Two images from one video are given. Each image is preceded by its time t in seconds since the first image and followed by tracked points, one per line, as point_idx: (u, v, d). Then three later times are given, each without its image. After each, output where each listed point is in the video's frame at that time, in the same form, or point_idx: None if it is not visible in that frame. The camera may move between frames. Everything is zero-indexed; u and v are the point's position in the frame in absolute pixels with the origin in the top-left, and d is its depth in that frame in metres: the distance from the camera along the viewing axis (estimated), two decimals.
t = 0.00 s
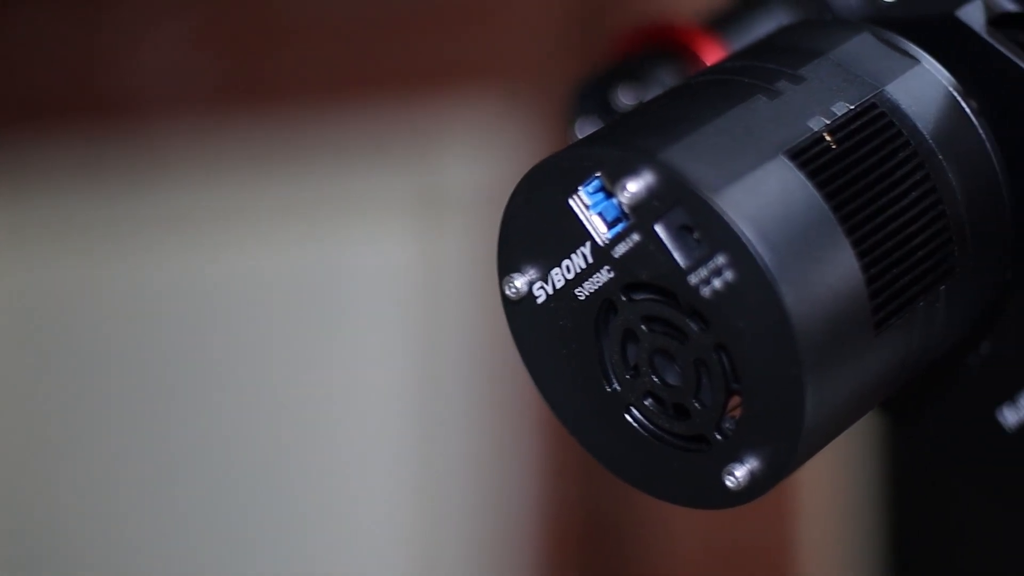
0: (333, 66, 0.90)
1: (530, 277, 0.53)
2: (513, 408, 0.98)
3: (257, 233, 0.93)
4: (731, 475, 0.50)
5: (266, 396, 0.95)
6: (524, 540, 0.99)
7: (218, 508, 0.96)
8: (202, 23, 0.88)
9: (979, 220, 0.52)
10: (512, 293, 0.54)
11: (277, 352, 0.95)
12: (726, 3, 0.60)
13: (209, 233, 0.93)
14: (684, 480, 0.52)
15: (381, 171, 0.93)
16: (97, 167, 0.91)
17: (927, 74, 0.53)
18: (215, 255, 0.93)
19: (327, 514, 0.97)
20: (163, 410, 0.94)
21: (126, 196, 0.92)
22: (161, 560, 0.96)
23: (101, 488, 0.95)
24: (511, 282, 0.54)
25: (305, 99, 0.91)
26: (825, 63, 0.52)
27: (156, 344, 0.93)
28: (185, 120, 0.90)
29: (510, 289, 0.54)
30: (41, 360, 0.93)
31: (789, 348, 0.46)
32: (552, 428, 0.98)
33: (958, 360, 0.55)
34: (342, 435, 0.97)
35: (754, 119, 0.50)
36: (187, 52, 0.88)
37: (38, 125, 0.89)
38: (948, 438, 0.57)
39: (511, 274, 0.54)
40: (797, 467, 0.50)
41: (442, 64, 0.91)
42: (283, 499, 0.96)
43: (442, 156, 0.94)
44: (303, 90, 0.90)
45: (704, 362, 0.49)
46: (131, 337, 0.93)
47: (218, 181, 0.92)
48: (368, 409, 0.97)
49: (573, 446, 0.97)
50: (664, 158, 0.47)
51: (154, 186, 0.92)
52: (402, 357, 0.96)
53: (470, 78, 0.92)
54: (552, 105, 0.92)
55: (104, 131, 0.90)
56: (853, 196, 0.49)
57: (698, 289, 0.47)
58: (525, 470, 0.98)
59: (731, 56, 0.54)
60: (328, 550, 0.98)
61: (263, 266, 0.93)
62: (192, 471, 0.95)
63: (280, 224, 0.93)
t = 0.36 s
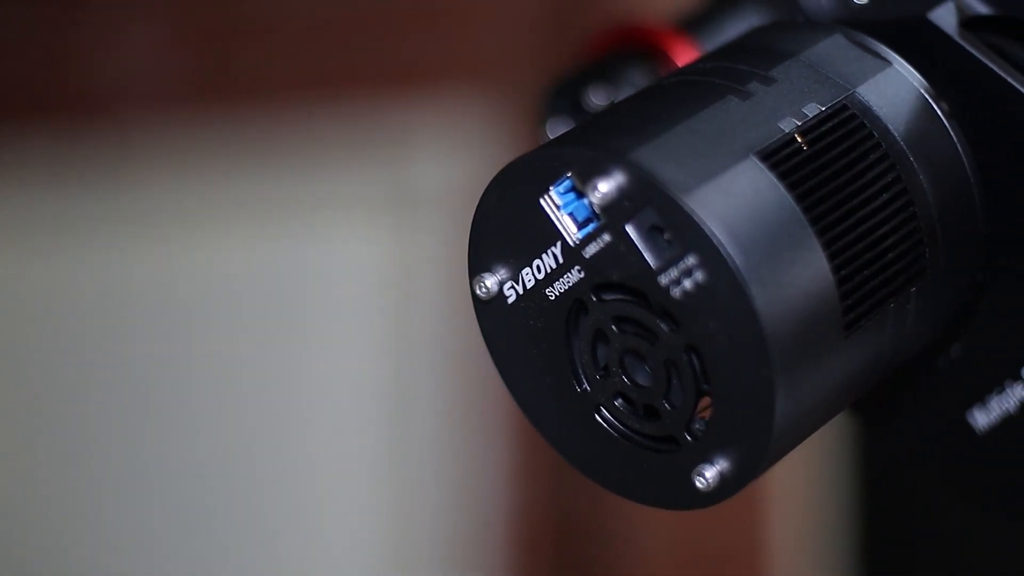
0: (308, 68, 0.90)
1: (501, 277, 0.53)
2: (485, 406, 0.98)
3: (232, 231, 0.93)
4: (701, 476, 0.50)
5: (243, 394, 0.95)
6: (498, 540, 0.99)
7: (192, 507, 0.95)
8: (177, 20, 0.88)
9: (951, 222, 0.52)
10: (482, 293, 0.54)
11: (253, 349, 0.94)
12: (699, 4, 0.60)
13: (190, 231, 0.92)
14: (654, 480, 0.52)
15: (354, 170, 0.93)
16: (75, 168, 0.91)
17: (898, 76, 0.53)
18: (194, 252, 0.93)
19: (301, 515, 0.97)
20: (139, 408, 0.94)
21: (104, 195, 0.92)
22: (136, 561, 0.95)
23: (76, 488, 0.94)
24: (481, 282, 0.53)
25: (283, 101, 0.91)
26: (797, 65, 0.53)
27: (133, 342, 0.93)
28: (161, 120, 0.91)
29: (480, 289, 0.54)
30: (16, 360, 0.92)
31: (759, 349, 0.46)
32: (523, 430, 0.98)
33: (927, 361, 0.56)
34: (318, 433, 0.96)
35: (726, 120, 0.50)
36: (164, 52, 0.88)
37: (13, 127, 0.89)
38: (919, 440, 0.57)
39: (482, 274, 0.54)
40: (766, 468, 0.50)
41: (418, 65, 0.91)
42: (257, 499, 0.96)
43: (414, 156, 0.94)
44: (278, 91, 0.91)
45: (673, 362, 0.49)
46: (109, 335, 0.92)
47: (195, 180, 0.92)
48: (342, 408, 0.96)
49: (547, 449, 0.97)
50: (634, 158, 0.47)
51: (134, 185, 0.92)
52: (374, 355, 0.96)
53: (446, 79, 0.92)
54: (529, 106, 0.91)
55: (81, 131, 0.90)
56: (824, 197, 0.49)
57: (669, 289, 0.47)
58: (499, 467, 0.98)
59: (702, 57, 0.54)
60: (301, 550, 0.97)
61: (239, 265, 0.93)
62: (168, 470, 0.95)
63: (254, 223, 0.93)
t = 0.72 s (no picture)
0: (289, 72, 0.88)
1: (478, 277, 0.53)
2: (458, 405, 0.96)
3: (211, 227, 0.93)
4: (678, 476, 0.50)
5: (220, 386, 0.95)
6: (473, 541, 0.96)
7: (168, 501, 0.96)
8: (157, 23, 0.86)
9: (929, 223, 0.53)
10: (460, 292, 0.54)
11: (229, 343, 0.95)
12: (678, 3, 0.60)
13: (170, 224, 0.93)
14: (631, 479, 0.52)
15: (332, 166, 0.93)
16: (60, 164, 0.91)
17: (876, 78, 0.53)
18: (172, 247, 0.93)
19: (273, 512, 0.96)
20: (119, 400, 0.95)
21: (89, 190, 0.92)
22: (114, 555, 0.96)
23: (55, 478, 0.95)
24: (459, 281, 0.53)
25: (262, 101, 0.90)
26: (776, 65, 0.53)
27: (114, 334, 0.94)
28: (145, 120, 0.90)
29: (458, 288, 0.53)
30: None
31: (736, 350, 0.46)
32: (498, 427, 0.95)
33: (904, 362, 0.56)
34: (292, 428, 0.96)
35: (704, 121, 0.50)
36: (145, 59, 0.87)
37: None
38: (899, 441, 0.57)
39: (459, 274, 0.53)
40: (743, 467, 0.50)
41: (402, 68, 0.89)
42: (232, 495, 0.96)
43: (393, 153, 0.94)
44: (258, 94, 0.89)
45: (651, 362, 0.49)
46: (88, 328, 0.93)
47: (178, 176, 0.93)
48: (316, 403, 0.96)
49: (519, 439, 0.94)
50: (611, 158, 0.47)
51: (119, 181, 0.92)
52: (350, 350, 0.96)
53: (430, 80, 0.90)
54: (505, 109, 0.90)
55: (69, 137, 0.90)
56: (802, 198, 0.49)
57: (646, 290, 0.47)
58: (474, 469, 0.96)
59: (681, 57, 0.54)
60: (272, 547, 0.96)
61: (218, 259, 0.93)
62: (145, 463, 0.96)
63: (230, 220, 0.93)
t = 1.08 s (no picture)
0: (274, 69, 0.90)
1: (458, 276, 0.53)
2: (440, 406, 0.97)
3: (196, 223, 0.94)
4: (658, 476, 0.50)
5: (200, 390, 0.95)
6: (455, 539, 0.97)
7: (148, 504, 0.95)
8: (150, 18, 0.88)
9: (909, 224, 0.53)
10: (440, 292, 0.54)
11: (210, 346, 0.95)
12: (660, 4, 0.60)
13: (156, 225, 0.93)
14: (612, 479, 0.52)
15: (318, 166, 0.94)
16: (48, 161, 0.91)
17: (857, 78, 0.53)
18: (156, 247, 0.93)
19: (254, 515, 0.96)
20: (98, 403, 0.94)
21: (76, 188, 0.92)
22: (92, 559, 0.95)
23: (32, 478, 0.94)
24: (439, 280, 0.53)
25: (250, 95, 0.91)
26: (756, 66, 0.53)
27: (95, 335, 0.94)
28: (134, 113, 0.91)
29: (438, 288, 0.53)
30: None
31: (716, 349, 0.46)
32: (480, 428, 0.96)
33: (883, 364, 0.56)
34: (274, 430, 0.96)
35: (684, 121, 0.50)
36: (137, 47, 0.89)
37: None
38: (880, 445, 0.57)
39: (440, 273, 0.53)
40: (722, 468, 0.50)
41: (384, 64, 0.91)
42: (213, 497, 0.96)
43: (378, 153, 0.95)
44: (247, 87, 0.91)
45: (630, 362, 0.49)
46: (64, 327, 0.93)
47: (167, 176, 0.93)
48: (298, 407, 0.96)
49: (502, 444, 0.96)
50: (592, 157, 0.47)
51: (108, 178, 0.92)
52: (333, 354, 0.96)
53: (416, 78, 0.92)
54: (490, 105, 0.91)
55: (58, 119, 0.90)
56: (783, 198, 0.49)
57: (626, 289, 0.47)
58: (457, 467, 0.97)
59: (662, 57, 0.54)
60: (253, 551, 0.96)
61: (200, 259, 0.94)
62: (125, 465, 0.95)
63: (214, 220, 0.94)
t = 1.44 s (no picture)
0: (263, 66, 0.90)
1: (442, 275, 0.53)
2: (424, 403, 0.98)
3: (184, 223, 0.94)
4: (641, 475, 0.50)
5: (183, 389, 0.96)
6: (439, 536, 0.98)
7: (130, 501, 0.95)
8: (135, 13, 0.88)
9: (894, 224, 0.53)
10: (424, 291, 0.54)
11: (192, 345, 0.95)
12: (645, 4, 0.60)
13: (143, 224, 0.94)
14: (595, 479, 0.52)
15: (303, 161, 0.95)
16: (35, 159, 0.91)
17: (841, 78, 0.53)
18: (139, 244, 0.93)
19: (236, 513, 0.97)
20: (83, 402, 0.94)
21: (63, 187, 0.92)
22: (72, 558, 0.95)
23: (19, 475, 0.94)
24: (423, 279, 0.53)
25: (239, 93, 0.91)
26: (741, 66, 0.53)
27: (80, 333, 0.94)
28: (121, 112, 0.91)
29: (422, 287, 0.53)
30: None
31: (700, 349, 0.46)
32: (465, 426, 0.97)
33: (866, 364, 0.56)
34: (257, 430, 0.97)
35: (668, 120, 0.50)
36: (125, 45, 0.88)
37: None
38: (865, 446, 0.57)
39: (424, 272, 0.53)
40: (706, 468, 0.50)
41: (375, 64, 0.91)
42: (196, 496, 0.96)
43: (361, 152, 0.95)
44: (234, 86, 0.91)
45: (614, 362, 0.49)
46: (50, 325, 0.93)
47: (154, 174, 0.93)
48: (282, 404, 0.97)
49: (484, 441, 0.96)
50: (576, 157, 0.47)
51: (95, 176, 0.93)
52: (315, 352, 0.97)
53: (407, 77, 0.92)
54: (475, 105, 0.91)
55: (45, 116, 0.90)
56: (767, 198, 0.49)
57: (610, 289, 0.47)
58: (439, 463, 0.98)
59: (647, 57, 0.54)
60: (235, 547, 0.97)
61: (183, 258, 0.94)
62: (108, 466, 0.95)
63: (195, 220, 0.94)
